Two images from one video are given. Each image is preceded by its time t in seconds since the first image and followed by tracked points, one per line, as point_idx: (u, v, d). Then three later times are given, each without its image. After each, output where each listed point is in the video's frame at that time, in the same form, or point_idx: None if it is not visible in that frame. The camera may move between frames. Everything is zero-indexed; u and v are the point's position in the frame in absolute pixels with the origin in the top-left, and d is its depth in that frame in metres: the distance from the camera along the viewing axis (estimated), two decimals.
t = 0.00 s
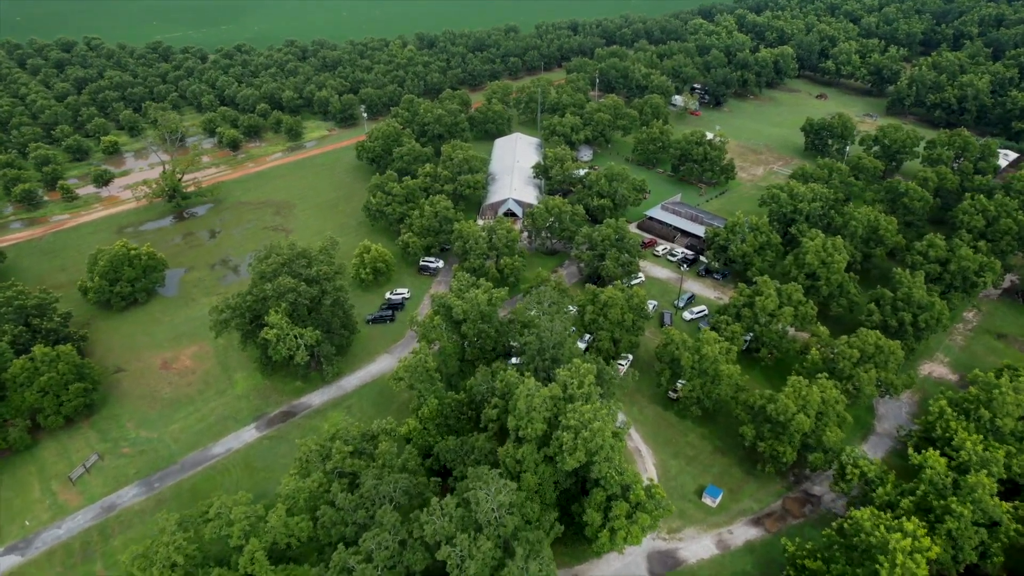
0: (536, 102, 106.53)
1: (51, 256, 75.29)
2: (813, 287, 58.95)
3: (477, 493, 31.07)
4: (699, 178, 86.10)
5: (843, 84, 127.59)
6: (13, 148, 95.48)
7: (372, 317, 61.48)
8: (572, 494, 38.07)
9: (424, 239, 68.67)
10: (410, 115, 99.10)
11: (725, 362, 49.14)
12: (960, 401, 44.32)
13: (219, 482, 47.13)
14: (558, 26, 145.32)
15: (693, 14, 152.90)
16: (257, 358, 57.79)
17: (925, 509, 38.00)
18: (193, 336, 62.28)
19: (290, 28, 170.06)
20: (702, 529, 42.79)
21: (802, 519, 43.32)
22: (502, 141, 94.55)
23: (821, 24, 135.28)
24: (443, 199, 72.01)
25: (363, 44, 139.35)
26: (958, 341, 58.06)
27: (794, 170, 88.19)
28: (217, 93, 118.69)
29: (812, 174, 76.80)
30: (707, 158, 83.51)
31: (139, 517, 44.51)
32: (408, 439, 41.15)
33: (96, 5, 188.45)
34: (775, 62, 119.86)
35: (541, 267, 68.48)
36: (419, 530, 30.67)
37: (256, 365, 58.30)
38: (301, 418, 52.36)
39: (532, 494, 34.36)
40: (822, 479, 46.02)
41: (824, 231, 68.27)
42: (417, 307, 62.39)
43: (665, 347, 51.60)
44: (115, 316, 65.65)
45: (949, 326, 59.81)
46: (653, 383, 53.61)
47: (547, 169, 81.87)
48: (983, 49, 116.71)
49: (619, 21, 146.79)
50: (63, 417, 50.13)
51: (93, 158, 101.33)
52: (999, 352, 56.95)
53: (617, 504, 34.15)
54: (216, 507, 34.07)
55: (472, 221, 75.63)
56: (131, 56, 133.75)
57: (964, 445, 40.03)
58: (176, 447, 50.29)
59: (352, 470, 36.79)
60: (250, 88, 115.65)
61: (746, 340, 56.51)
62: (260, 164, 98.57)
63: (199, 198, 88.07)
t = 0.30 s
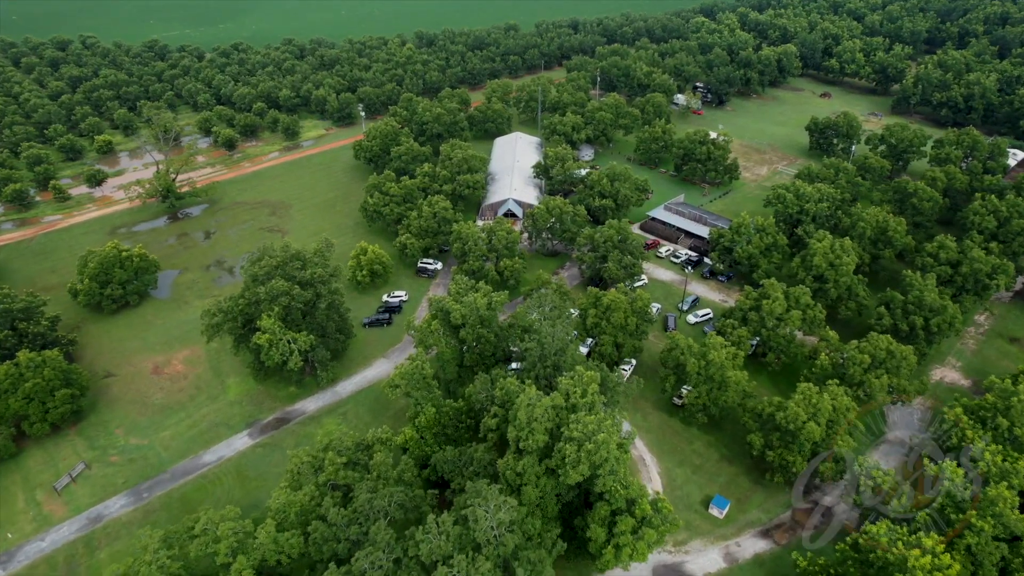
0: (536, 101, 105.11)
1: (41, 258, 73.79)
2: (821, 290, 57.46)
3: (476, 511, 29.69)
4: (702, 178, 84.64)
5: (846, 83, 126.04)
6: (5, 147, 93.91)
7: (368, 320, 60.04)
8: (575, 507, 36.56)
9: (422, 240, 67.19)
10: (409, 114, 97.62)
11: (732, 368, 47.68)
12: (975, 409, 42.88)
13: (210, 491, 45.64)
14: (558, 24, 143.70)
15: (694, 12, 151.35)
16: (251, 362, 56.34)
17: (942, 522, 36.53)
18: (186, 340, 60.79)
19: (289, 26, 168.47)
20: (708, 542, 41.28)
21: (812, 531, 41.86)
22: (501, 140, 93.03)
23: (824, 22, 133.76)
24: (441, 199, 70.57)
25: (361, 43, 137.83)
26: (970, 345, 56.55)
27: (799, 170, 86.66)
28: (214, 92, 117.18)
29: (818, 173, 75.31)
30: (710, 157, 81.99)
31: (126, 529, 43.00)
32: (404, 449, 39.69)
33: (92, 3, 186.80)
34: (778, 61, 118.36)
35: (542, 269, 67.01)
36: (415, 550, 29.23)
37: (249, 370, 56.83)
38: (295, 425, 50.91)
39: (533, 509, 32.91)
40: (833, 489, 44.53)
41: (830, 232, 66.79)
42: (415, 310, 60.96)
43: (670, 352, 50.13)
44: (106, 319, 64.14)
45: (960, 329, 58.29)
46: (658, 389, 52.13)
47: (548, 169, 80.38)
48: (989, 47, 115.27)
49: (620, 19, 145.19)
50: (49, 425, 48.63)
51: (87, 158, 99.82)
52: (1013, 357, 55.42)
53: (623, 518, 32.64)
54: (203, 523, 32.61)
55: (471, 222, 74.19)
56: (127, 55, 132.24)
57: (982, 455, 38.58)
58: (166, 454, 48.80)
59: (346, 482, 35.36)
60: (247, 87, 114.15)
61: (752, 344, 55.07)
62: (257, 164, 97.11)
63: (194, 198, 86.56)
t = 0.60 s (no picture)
0: (536, 100, 103.66)
1: (31, 260, 72.23)
2: (830, 293, 55.93)
3: (475, 531, 28.32)
4: (706, 178, 83.16)
5: (850, 82, 124.53)
6: None
7: (365, 324, 58.57)
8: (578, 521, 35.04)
9: (420, 242, 65.72)
10: (407, 113, 96.16)
11: (739, 375, 46.24)
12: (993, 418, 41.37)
13: (200, 502, 44.12)
14: (558, 22, 142.12)
15: (696, 11, 149.74)
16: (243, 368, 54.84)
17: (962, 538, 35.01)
18: (178, 345, 59.27)
19: (286, 25, 166.86)
20: (716, 556, 39.76)
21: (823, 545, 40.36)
22: (502, 139, 91.50)
23: (828, 20, 132.22)
24: (440, 199, 69.10)
25: (360, 41, 136.32)
26: (983, 350, 55.02)
27: (804, 170, 85.15)
28: (210, 91, 115.67)
29: (824, 173, 73.81)
30: (714, 157, 80.50)
31: (112, 542, 41.49)
32: (400, 459, 38.21)
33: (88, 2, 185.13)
34: (781, 59, 116.85)
35: (542, 272, 65.50)
36: (408, 570, 27.71)
37: (242, 375, 55.33)
38: (289, 433, 49.45)
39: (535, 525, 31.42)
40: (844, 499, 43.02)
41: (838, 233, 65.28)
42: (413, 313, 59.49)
43: (675, 357, 48.63)
44: (96, 322, 62.58)
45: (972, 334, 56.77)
46: (662, 395, 50.62)
47: (548, 168, 78.89)
48: (995, 45, 113.76)
49: (621, 17, 143.44)
50: (34, 433, 47.10)
51: (80, 157, 98.26)
52: None
53: (629, 535, 31.11)
54: (188, 541, 31.11)
55: (470, 223, 72.72)
56: (122, 53, 130.69)
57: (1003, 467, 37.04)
58: (155, 463, 47.27)
59: (339, 496, 33.89)
60: (243, 86, 112.62)
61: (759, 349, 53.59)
62: (253, 163, 95.62)
63: (188, 199, 85.03)
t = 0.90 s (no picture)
0: (537, 99, 102.18)
1: (21, 261, 70.72)
2: (839, 296, 54.42)
3: (473, 552, 26.82)
4: (710, 178, 81.70)
5: (854, 81, 123.01)
6: None
7: (361, 328, 57.07)
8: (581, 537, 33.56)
9: (417, 243, 64.25)
10: (406, 112, 94.71)
11: (747, 382, 44.71)
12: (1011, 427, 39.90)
13: (189, 514, 42.61)
14: (559, 21, 140.53)
15: (698, 9, 148.10)
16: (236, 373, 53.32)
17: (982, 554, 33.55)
18: (169, 349, 57.75)
19: (284, 24, 165.30)
20: (724, 571, 38.27)
21: (835, 559, 38.90)
22: (501, 139, 90.02)
23: (831, 18, 130.68)
24: (438, 200, 67.65)
25: (358, 40, 134.75)
26: (996, 355, 53.53)
27: (809, 169, 83.67)
28: (206, 90, 114.17)
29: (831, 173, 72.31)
30: (718, 156, 78.99)
31: (96, 556, 39.97)
32: (395, 471, 36.73)
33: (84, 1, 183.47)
34: (785, 58, 115.35)
35: (543, 274, 64.01)
36: None
37: (235, 381, 53.81)
38: (282, 441, 47.96)
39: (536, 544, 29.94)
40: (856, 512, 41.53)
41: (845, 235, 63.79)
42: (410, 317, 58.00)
43: (680, 363, 47.14)
44: (85, 326, 61.05)
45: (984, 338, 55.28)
46: (667, 402, 49.11)
47: (549, 168, 77.39)
48: (1001, 44, 112.21)
49: (623, 16, 141.78)
50: (18, 442, 45.58)
51: (73, 157, 96.73)
52: None
53: (635, 554, 29.62)
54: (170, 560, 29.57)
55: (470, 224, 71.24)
56: (118, 52, 129.16)
57: None
58: (143, 473, 45.75)
59: (331, 511, 32.40)
60: (239, 85, 111.11)
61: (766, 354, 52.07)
62: (249, 163, 94.12)
63: (183, 199, 83.52)
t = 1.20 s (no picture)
0: (537, 97, 100.70)
1: (11, 263, 69.22)
2: (848, 300, 52.92)
3: None
4: (713, 178, 80.23)
5: (858, 80, 121.48)
6: None
7: (357, 332, 55.60)
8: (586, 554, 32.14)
9: (415, 245, 62.76)
10: (404, 111, 93.24)
11: (755, 389, 43.24)
12: None
13: (177, 527, 41.15)
14: (559, 19, 138.86)
15: (700, 8, 146.52)
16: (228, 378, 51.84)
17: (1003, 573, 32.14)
18: (160, 354, 56.26)
19: (282, 22, 163.63)
20: None
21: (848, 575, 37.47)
22: (501, 139, 88.53)
23: (835, 17, 129.09)
24: (437, 201, 66.18)
25: (356, 38, 133.20)
26: (1010, 360, 52.05)
27: (815, 170, 82.20)
28: (202, 89, 112.66)
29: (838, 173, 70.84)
30: (722, 156, 77.50)
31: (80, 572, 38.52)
32: (390, 484, 35.27)
33: None
34: (788, 56, 113.84)
35: (543, 277, 62.51)
36: None
37: (227, 387, 52.32)
38: (275, 449, 46.53)
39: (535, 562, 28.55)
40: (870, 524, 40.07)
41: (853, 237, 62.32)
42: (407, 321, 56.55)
43: (685, 370, 45.68)
44: (74, 330, 59.56)
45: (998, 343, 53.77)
46: (672, 409, 47.64)
47: (549, 168, 75.88)
48: (1008, 42, 110.61)
49: (624, 14, 140.07)
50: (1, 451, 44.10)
51: (67, 156, 95.20)
52: None
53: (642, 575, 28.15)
54: None
55: (469, 226, 69.84)
56: (113, 50, 127.60)
57: None
58: (131, 483, 44.29)
59: (321, 527, 30.96)
60: (235, 83, 109.60)
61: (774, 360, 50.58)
62: (245, 163, 92.63)
63: (177, 199, 82.01)
